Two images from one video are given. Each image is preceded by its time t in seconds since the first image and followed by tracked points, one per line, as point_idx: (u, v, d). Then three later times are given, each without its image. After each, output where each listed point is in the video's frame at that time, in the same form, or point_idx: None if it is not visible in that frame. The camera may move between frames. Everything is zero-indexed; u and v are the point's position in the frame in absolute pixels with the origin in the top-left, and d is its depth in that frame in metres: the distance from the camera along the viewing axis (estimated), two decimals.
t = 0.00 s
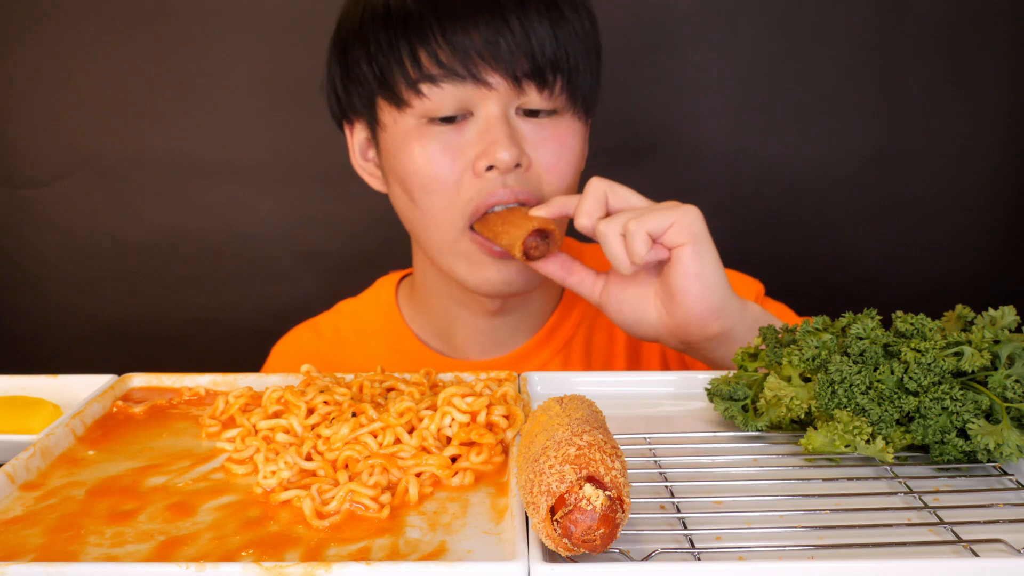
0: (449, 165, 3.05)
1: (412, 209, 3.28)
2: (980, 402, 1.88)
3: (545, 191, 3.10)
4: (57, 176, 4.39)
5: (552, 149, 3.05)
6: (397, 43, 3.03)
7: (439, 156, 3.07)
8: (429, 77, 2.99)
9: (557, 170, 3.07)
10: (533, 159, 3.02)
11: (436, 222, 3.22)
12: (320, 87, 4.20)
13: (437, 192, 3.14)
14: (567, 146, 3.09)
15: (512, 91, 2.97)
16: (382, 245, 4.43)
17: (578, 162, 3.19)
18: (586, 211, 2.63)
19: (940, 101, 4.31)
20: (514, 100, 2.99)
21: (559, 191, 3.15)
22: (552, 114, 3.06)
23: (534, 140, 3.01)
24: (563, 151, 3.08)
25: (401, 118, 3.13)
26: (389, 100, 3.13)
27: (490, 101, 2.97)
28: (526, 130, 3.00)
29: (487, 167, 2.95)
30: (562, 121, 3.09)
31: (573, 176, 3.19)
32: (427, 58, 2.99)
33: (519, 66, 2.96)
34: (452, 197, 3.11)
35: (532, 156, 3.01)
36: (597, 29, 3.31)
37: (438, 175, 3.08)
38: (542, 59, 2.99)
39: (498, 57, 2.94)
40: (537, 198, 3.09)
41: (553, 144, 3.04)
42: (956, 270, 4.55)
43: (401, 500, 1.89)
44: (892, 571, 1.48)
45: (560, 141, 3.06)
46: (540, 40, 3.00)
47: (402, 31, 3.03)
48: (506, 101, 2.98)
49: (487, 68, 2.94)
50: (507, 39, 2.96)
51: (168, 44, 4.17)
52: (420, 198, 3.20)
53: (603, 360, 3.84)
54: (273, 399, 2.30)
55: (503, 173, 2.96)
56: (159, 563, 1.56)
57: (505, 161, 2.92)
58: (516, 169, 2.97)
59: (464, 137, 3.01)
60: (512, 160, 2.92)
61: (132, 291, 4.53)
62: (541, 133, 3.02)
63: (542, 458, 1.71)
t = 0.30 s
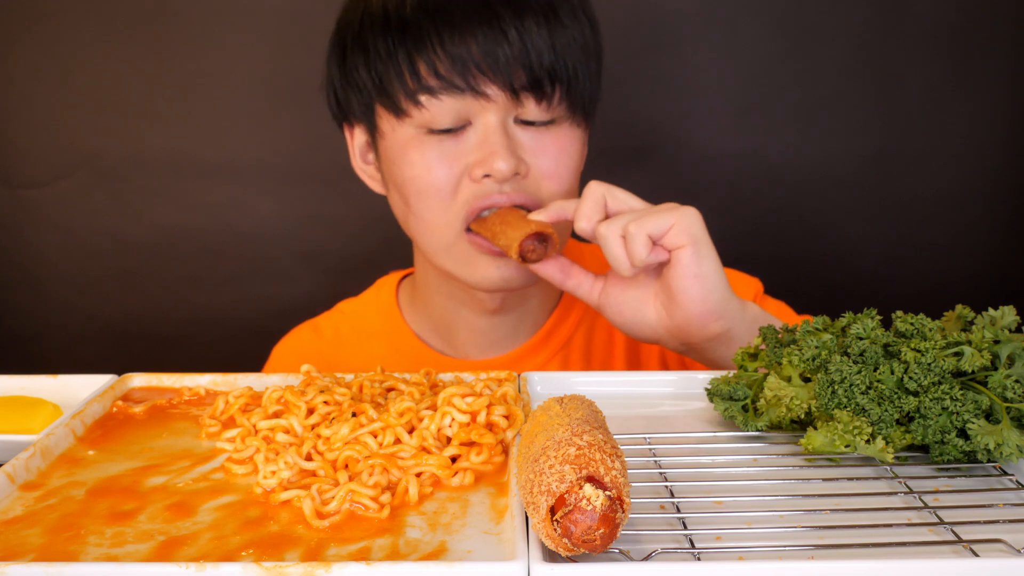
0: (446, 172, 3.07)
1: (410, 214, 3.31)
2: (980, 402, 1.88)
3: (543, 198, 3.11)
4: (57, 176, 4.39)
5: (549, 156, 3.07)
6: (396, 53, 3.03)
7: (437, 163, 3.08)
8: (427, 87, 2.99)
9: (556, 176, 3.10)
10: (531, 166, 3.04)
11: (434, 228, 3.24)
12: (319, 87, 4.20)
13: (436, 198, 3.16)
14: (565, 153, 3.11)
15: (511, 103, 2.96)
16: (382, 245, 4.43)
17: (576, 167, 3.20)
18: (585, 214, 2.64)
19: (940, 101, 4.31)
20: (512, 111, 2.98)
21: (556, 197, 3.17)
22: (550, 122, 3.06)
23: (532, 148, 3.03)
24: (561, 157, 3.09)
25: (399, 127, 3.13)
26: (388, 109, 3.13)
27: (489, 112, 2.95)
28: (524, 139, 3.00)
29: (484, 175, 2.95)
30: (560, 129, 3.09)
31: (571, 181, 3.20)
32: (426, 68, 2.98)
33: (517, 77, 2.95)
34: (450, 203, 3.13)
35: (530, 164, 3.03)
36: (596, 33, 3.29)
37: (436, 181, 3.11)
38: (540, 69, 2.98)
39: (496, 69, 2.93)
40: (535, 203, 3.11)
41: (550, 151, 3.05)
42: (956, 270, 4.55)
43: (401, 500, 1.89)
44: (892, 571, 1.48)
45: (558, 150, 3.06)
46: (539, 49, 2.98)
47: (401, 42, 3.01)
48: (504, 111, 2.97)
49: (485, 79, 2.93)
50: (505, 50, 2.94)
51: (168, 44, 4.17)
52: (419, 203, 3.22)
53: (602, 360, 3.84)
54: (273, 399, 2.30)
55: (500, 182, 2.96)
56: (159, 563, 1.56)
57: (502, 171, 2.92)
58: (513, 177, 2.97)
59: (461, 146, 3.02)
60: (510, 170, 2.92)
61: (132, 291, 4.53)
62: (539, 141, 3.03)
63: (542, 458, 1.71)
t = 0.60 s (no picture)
0: (458, 165, 3.04)
1: (419, 209, 3.27)
2: (980, 402, 1.88)
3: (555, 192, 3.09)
4: (57, 175, 4.39)
5: (561, 148, 3.06)
6: (409, 46, 3.02)
7: (449, 157, 3.05)
8: (442, 80, 2.97)
9: (567, 168, 3.08)
10: (544, 157, 3.02)
11: (445, 223, 3.20)
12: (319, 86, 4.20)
13: (446, 193, 3.13)
14: (575, 146, 3.11)
15: (524, 93, 2.96)
16: (382, 245, 4.43)
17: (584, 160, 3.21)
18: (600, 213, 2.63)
19: (940, 101, 4.31)
20: (525, 102, 2.98)
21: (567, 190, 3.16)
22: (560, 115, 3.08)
23: (544, 139, 3.01)
24: (572, 150, 3.09)
25: (411, 121, 3.11)
26: (399, 103, 3.11)
27: (503, 103, 2.95)
28: (537, 130, 2.99)
29: (499, 166, 2.93)
30: (570, 122, 3.11)
31: (580, 175, 3.20)
32: (440, 61, 2.98)
33: (529, 69, 2.97)
34: (461, 196, 3.10)
35: (543, 156, 3.01)
36: (599, 29, 3.35)
37: (447, 175, 3.07)
38: (551, 61, 3.01)
39: (510, 60, 2.95)
40: (547, 196, 3.09)
41: (562, 143, 3.05)
42: (956, 270, 4.55)
43: (401, 500, 1.89)
44: (892, 570, 1.48)
45: (570, 142, 3.07)
46: (549, 42, 3.02)
47: (415, 35, 3.02)
48: (518, 102, 2.96)
49: (499, 70, 2.94)
50: (518, 42, 2.97)
51: (168, 44, 4.17)
52: (429, 197, 3.18)
53: (604, 360, 3.85)
54: (273, 399, 2.30)
55: (515, 172, 2.94)
56: (159, 563, 1.56)
57: (517, 161, 2.90)
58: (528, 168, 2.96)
59: (475, 138, 2.99)
60: (525, 160, 2.91)
61: (131, 291, 4.53)
62: (551, 132, 3.02)
63: (542, 458, 1.71)
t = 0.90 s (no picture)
0: (466, 156, 3.02)
1: (426, 203, 3.23)
2: (980, 402, 1.88)
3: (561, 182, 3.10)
4: (57, 176, 4.39)
5: (566, 138, 3.08)
6: (414, 40, 3.02)
7: (456, 148, 3.03)
8: (449, 72, 2.98)
9: (572, 157, 3.09)
10: (550, 147, 3.03)
11: (454, 215, 3.16)
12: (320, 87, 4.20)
13: (454, 185, 3.10)
14: (578, 135, 3.14)
15: (527, 84, 3.00)
16: (382, 245, 4.43)
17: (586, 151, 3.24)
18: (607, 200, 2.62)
19: (940, 101, 4.31)
20: (528, 92, 3.01)
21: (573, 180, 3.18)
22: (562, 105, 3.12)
23: (548, 128, 3.03)
24: (575, 139, 3.11)
25: (418, 115, 3.10)
26: (404, 97, 3.10)
27: (507, 93, 2.97)
28: (541, 119, 3.02)
29: (507, 155, 2.93)
30: (571, 112, 3.15)
31: (582, 165, 3.22)
32: (446, 53, 2.99)
33: (533, 60, 3.01)
34: (469, 187, 3.07)
35: (549, 145, 3.03)
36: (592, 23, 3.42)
37: (455, 166, 3.05)
38: (554, 51, 3.05)
39: (515, 51, 2.97)
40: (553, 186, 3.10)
41: (566, 132, 3.07)
42: (955, 271, 4.56)
43: (401, 500, 1.89)
44: (892, 571, 1.48)
45: (573, 131, 3.09)
46: (551, 33, 3.06)
47: (422, 28, 3.02)
48: (522, 92, 3.00)
49: (505, 60, 2.97)
50: (522, 33, 3.00)
51: (168, 44, 4.17)
52: (436, 190, 3.15)
53: (605, 360, 3.85)
54: (273, 399, 2.30)
55: (523, 161, 2.95)
56: (159, 563, 1.56)
57: (526, 149, 2.91)
58: (535, 156, 2.97)
59: (482, 128, 2.99)
60: (533, 148, 2.92)
61: (131, 291, 4.53)
62: (555, 120, 3.05)
63: (542, 458, 1.71)
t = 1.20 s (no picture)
0: (462, 156, 3.02)
1: (424, 203, 3.23)
2: (980, 402, 1.88)
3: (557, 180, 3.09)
4: (56, 176, 4.39)
5: (560, 135, 3.08)
6: (406, 42, 3.03)
7: (452, 148, 3.03)
8: (442, 72, 2.98)
9: (566, 154, 3.09)
10: (544, 144, 3.03)
11: (451, 215, 3.16)
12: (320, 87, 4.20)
13: (452, 185, 3.09)
14: (572, 132, 3.14)
15: (520, 82, 3.00)
16: (382, 245, 4.43)
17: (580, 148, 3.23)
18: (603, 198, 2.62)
19: (941, 101, 4.31)
20: (521, 90, 3.01)
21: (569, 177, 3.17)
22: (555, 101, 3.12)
23: (542, 125, 3.03)
24: (569, 135, 3.11)
25: (412, 116, 3.11)
26: (398, 98, 3.11)
27: (500, 91, 2.97)
28: (534, 117, 3.01)
29: (503, 153, 2.92)
30: (565, 109, 3.14)
31: (577, 161, 3.21)
32: (438, 54, 2.99)
33: (524, 58, 3.02)
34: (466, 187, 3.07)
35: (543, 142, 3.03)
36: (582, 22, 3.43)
37: (452, 166, 3.05)
38: (544, 49, 3.06)
39: (507, 50, 2.98)
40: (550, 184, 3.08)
41: (559, 129, 3.07)
42: (956, 271, 4.55)
43: (401, 500, 1.89)
44: (892, 570, 1.48)
45: (566, 129, 3.09)
46: (542, 32, 3.06)
47: (413, 30, 3.03)
48: (515, 90, 2.99)
49: (497, 59, 2.97)
50: (513, 31, 3.01)
51: (168, 44, 4.17)
52: (433, 191, 3.15)
53: (603, 359, 3.85)
54: (273, 399, 2.30)
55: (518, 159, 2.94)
56: (159, 563, 1.56)
57: (521, 146, 2.91)
58: (530, 154, 2.96)
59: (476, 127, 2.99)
60: (528, 146, 2.91)
61: (131, 291, 4.53)
62: (548, 117, 3.04)
63: (542, 458, 1.71)
